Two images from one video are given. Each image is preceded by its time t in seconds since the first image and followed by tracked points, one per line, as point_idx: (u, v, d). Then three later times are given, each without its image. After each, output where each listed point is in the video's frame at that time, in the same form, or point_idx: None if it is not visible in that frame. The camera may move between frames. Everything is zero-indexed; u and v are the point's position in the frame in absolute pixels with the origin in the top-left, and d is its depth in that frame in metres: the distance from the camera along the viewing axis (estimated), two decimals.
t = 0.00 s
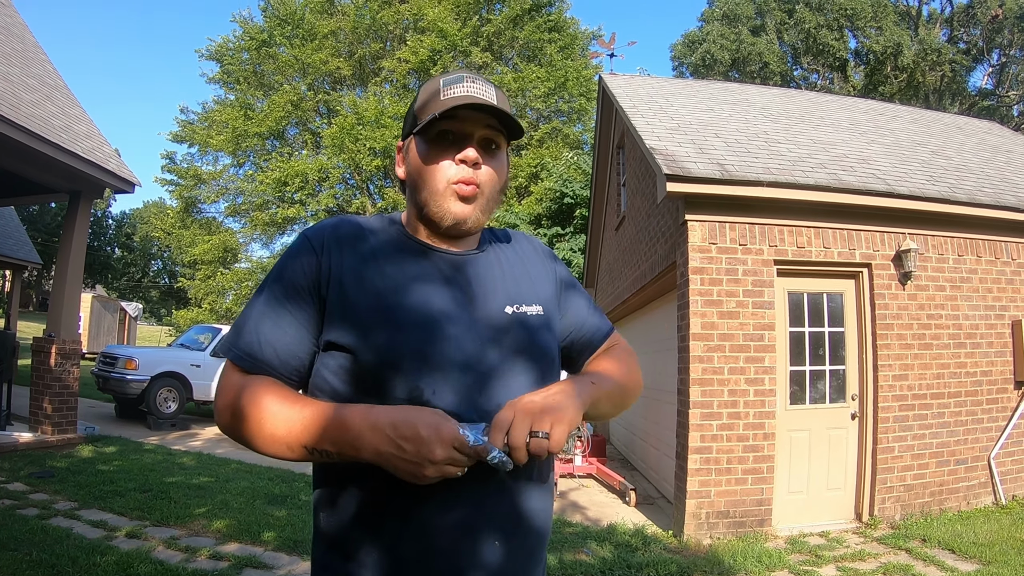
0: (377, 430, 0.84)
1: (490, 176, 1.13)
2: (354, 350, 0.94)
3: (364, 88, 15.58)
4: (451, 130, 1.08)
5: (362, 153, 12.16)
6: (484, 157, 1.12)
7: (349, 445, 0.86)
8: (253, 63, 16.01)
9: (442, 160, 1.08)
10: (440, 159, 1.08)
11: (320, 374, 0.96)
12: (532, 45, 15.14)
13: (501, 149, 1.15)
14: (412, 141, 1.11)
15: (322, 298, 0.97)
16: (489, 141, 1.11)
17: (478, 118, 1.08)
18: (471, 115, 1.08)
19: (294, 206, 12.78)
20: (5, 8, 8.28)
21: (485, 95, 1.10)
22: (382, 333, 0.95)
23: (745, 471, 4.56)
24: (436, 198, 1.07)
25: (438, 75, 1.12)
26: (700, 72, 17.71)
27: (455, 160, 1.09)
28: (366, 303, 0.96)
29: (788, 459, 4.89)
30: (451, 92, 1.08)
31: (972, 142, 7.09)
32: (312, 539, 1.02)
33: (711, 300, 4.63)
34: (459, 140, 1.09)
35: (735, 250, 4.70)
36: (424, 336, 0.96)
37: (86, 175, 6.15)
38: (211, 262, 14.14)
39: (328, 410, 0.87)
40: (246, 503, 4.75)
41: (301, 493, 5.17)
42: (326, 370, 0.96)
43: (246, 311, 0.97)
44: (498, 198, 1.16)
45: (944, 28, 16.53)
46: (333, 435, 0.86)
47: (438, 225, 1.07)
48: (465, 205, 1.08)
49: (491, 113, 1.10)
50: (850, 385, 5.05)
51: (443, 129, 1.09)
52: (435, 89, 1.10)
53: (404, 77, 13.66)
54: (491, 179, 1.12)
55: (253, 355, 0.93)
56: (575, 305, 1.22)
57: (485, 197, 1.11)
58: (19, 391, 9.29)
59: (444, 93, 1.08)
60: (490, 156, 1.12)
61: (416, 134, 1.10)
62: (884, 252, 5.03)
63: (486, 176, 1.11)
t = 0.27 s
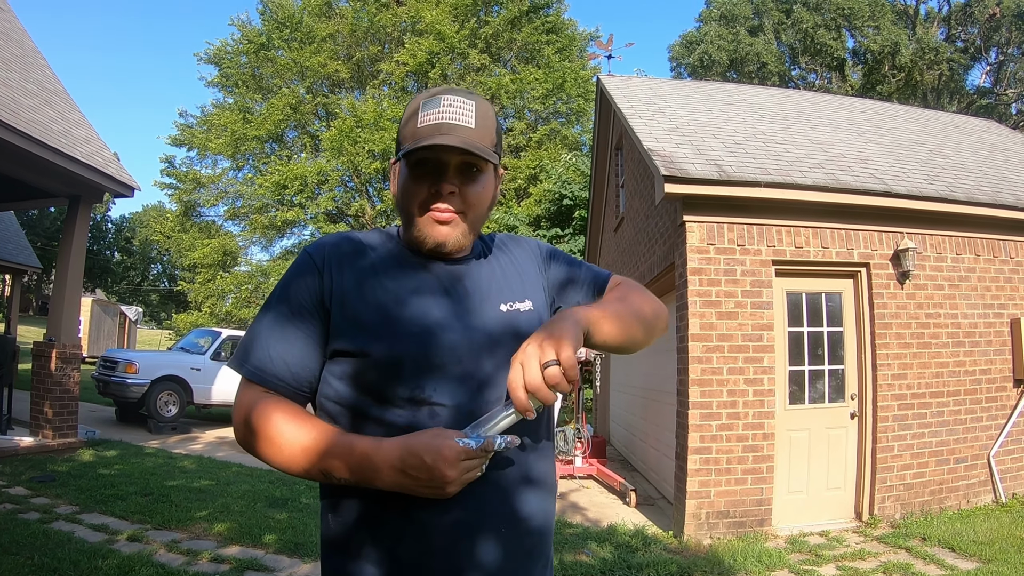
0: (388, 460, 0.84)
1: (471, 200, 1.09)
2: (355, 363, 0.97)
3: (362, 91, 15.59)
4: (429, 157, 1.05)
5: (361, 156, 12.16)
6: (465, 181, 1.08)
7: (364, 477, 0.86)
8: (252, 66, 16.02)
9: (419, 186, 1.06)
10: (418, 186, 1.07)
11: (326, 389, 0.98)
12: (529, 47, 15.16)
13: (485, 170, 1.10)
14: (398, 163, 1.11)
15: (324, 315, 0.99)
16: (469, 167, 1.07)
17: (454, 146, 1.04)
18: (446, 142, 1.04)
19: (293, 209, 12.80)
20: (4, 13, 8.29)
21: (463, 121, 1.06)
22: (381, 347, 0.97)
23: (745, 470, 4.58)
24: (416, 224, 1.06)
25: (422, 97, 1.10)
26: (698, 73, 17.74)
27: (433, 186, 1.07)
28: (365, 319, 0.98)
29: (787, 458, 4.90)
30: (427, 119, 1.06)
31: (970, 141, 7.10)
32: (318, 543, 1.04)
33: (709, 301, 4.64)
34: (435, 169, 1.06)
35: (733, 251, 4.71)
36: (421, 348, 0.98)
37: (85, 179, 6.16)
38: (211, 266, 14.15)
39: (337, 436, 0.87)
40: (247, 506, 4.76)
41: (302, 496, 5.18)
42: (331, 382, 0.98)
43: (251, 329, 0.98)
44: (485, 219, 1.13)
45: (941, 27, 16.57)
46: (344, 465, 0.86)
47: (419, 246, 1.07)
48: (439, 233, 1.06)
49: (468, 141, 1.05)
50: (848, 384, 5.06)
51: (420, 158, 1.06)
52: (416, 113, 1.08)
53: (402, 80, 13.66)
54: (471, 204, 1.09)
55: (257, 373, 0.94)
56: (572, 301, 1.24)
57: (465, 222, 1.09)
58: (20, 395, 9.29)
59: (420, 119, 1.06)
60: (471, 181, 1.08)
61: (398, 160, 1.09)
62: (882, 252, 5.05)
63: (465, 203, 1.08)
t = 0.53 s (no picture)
0: (413, 470, 0.84)
1: (475, 206, 1.10)
2: (363, 365, 0.99)
3: (363, 91, 15.60)
4: (432, 164, 1.05)
5: (361, 156, 12.17)
6: (469, 188, 1.08)
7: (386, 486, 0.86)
8: (252, 66, 16.03)
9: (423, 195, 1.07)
10: (422, 194, 1.07)
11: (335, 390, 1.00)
12: (530, 46, 15.16)
13: (488, 177, 1.10)
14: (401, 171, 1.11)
15: (332, 318, 1.00)
16: (472, 174, 1.07)
17: (458, 153, 1.04)
18: (449, 149, 1.04)
19: (294, 209, 12.81)
20: (5, 14, 8.30)
21: (465, 128, 1.07)
22: (388, 349, 0.98)
23: (745, 469, 4.59)
24: (421, 232, 1.07)
25: (425, 105, 1.10)
26: (698, 72, 17.75)
27: (438, 194, 1.07)
28: (372, 321, 0.99)
29: (788, 457, 4.91)
30: (431, 127, 1.06)
31: (970, 140, 7.11)
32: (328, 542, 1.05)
33: (710, 300, 4.65)
34: (440, 175, 1.06)
35: (733, 250, 4.72)
36: (426, 349, 0.99)
37: (86, 179, 6.17)
38: (211, 266, 14.16)
39: (352, 442, 0.86)
40: (249, 505, 4.77)
41: (304, 495, 5.19)
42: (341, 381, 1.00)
43: (261, 332, 0.99)
44: (488, 224, 1.13)
45: (941, 25, 16.56)
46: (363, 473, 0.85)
47: (424, 254, 1.08)
48: (446, 242, 1.06)
49: (471, 147, 1.06)
50: (849, 383, 5.07)
51: (425, 164, 1.06)
52: (419, 121, 1.09)
53: (402, 80, 13.65)
54: (474, 211, 1.09)
55: (262, 374, 0.94)
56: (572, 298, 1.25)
57: (469, 228, 1.09)
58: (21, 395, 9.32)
59: (423, 127, 1.07)
60: (475, 187, 1.08)
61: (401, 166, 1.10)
62: (882, 251, 5.05)
63: (469, 209, 1.08)
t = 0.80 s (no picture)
0: (413, 447, 0.84)
1: (488, 214, 1.09)
2: (363, 360, 0.99)
3: (364, 88, 15.61)
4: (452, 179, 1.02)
5: (364, 153, 12.16)
6: (483, 199, 1.07)
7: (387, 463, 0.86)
8: (254, 64, 16.03)
9: (441, 206, 1.04)
10: (439, 205, 1.04)
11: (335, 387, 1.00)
12: (532, 44, 15.13)
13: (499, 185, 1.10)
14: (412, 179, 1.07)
15: (332, 313, 1.00)
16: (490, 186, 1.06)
17: (480, 170, 1.03)
18: (471, 166, 1.03)
19: (296, 207, 12.82)
20: (7, 12, 8.31)
21: (482, 144, 1.05)
22: (387, 344, 0.98)
23: (747, 466, 4.58)
24: (436, 241, 1.06)
25: (438, 115, 1.06)
26: (700, 69, 17.73)
27: (455, 207, 1.04)
28: (372, 317, 0.99)
29: (790, 454, 4.91)
30: (449, 144, 1.04)
31: (973, 137, 7.09)
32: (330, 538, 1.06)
33: (712, 297, 4.65)
34: (460, 190, 1.03)
35: (735, 247, 4.72)
36: (425, 345, 0.99)
37: (88, 178, 6.17)
38: (214, 264, 14.17)
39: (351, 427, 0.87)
40: (251, 503, 4.78)
41: (306, 493, 5.20)
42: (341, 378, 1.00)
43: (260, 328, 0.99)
44: (493, 228, 1.14)
45: (944, 22, 16.52)
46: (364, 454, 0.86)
47: (439, 259, 1.08)
48: (460, 249, 1.07)
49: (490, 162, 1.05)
50: (851, 380, 5.07)
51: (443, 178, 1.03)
52: (435, 133, 1.05)
53: (404, 78, 13.63)
54: (487, 218, 1.09)
55: (259, 368, 0.94)
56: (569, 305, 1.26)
57: (480, 235, 1.09)
58: (25, 393, 9.34)
59: (441, 142, 1.04)
60: (489, 197, 1.07)
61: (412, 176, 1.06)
62: (884, 248, 5.05)
63: (484, 218, 1.08)
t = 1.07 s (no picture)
0: (436, 436, 0.83)
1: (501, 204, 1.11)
2: (365, 354, 0.99)
3: (365, 85, 15.61)
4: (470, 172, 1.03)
5: (365, 150, 12.16)
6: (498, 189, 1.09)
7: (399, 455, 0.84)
8: (254, 60, 16.02)
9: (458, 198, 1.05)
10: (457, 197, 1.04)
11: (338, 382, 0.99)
12: (533, 40, 15.10)
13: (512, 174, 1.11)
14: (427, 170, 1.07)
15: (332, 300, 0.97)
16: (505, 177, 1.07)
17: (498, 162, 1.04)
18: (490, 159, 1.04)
19: (297, 203, 12.82)
20: (7, 9, 8.30)
21: (499, 135, 1.06)
22: (390, 337, 0.98)
23: (748, 462, 4.58)
24: (452, 231, 1.07)
25: (454, 105, 1.06)
26: (701, 65, 17.72)
27: (472, 198, 1.05)
28: (375, 310, 0.98)
29: (791, 450, 4.91)
30: (466, 136, 1.04)
31: (975, 133, 7.08)
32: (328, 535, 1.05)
33: (712, 293, 4.65)
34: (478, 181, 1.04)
35: (736, 243, 4.71)
36: (427, 338, 0.99)
37: (89, 175, 6.17)
38: (215, 260, 14.18)
39: (349, 416, 0.85)
40: (252, 499, 4.79)
41: (307, 489, 5.20)
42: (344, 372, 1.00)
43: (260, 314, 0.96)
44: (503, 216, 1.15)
45: (946, 18, 16.49)
46: (364, 446, 0.84)
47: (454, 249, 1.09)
48: (475, 239, 1.08)
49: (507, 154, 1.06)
50: (852, 376, 5.06)
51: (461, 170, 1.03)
52: (450, 124, 1.04)
53: (405, 74, 13.61)
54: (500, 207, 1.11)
55: (256, 355, 0.90)
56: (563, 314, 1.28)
57: (494, 224, 1.11)
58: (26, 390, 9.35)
59: (459, 133, 1.04)
60: (504, 186, 1.09)
61: (427, 168, 1.07)
62: (885, 244, 5.04)
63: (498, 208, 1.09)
